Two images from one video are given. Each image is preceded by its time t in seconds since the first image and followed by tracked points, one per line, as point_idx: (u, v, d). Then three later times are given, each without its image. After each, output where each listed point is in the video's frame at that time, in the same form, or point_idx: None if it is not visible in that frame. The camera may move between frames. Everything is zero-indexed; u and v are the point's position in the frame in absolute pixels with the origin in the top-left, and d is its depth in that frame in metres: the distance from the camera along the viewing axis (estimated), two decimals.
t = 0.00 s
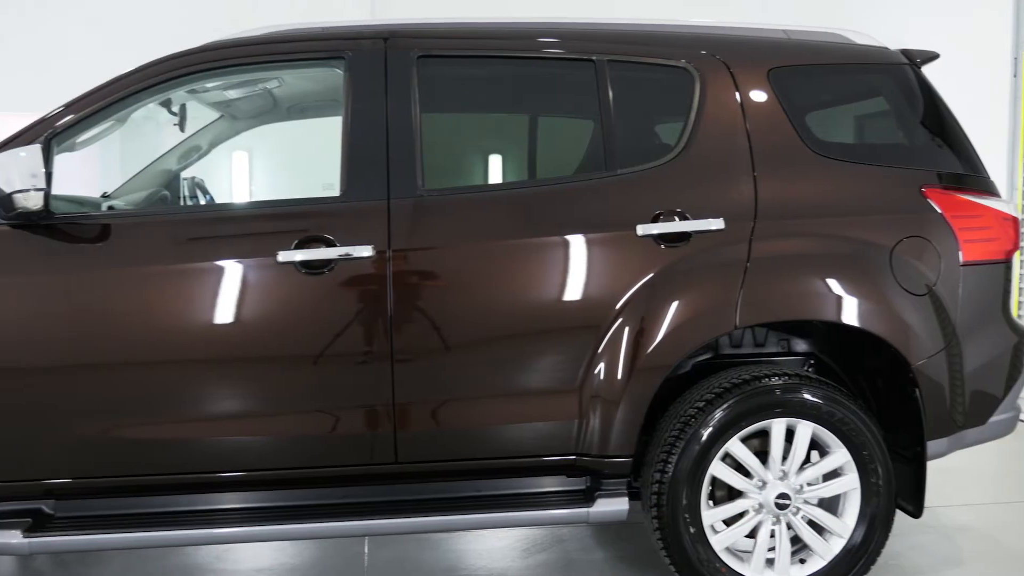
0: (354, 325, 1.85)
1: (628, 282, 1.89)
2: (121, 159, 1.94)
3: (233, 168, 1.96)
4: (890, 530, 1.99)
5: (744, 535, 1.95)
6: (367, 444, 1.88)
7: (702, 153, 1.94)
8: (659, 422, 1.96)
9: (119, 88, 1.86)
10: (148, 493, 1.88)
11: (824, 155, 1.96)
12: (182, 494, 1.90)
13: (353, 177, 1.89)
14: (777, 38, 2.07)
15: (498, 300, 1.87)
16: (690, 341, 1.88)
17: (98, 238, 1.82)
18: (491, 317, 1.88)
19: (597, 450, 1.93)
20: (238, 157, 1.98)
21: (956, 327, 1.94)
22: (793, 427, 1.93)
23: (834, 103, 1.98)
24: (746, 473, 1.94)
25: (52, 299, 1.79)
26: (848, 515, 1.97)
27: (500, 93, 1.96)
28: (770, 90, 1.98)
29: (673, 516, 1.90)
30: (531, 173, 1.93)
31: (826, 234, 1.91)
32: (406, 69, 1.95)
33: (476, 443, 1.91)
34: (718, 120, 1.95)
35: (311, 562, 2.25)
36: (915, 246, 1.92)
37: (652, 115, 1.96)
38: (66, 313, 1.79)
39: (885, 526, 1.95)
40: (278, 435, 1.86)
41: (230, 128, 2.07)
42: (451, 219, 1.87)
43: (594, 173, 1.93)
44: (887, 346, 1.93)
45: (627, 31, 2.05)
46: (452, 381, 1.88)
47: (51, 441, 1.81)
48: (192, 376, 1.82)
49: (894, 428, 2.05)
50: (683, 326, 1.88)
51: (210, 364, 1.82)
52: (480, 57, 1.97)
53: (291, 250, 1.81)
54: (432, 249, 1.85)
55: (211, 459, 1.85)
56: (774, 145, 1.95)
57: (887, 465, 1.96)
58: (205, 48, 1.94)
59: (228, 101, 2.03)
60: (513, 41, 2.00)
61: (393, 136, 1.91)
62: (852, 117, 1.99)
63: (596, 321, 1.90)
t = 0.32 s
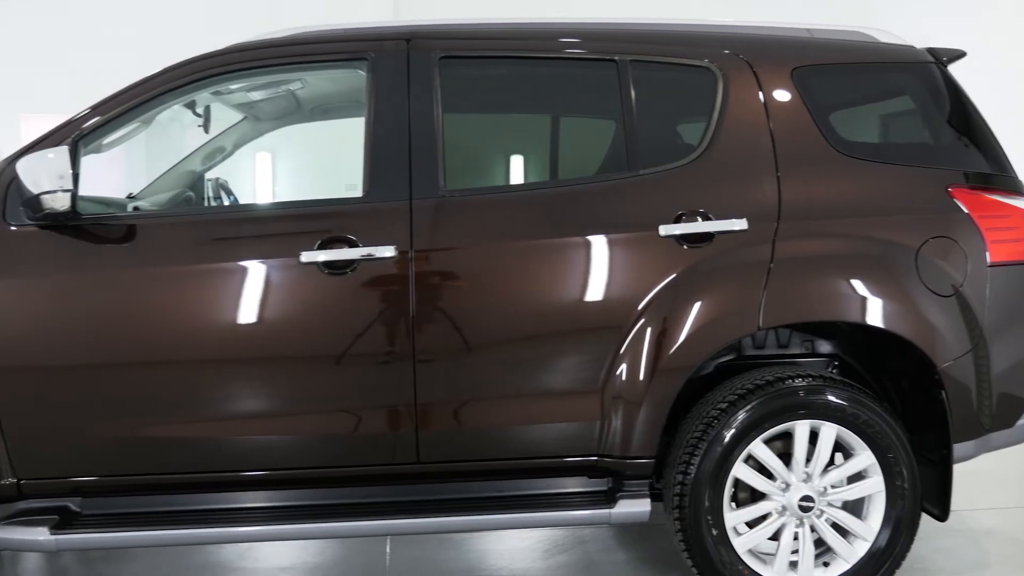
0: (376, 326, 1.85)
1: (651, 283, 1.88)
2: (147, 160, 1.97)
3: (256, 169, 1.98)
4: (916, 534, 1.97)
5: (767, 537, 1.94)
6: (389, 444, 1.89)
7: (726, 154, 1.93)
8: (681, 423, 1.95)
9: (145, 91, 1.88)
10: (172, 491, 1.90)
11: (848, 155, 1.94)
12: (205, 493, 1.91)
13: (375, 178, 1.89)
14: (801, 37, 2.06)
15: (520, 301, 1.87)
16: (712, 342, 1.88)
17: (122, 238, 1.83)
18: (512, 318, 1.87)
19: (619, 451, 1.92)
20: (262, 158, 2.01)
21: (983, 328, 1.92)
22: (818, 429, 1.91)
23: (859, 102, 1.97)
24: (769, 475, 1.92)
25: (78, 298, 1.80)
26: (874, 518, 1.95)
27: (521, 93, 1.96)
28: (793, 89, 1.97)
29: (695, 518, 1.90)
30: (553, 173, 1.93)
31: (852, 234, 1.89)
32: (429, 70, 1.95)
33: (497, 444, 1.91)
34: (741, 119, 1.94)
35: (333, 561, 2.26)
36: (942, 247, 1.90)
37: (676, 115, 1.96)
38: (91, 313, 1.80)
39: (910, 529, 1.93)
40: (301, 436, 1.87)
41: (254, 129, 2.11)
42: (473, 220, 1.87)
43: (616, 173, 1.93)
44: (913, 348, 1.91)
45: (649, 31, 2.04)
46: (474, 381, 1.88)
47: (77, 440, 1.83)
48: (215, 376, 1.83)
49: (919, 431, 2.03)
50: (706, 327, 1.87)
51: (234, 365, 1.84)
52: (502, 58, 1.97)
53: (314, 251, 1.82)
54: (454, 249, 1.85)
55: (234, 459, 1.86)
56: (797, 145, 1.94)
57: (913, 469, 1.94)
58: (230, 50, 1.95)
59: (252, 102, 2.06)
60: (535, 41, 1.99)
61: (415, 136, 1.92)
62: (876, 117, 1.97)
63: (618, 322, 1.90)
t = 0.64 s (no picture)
0: (398, 325, 1.86)
1: (673, 284, 1.87)
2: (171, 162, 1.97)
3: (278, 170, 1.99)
4: (942, 537, 1.95)
5: (790, 539, 1.93)
6: (411, 444, 1.89)
7: (748, 153, 1.92)
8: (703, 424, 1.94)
9: (170, 92, 1.90)
10: (196, 490, 1.91)
11: (873, 155, 1.93)
12: (229, 492, 1.92)
13: (397, 179, 1.90)
14: (824, 36, 2.04)
15: (542, 301, 1.87)
16: (735, 342, 1.87)
17: (148, 238, 1.84)
18: (534, 318, 1.87)
19: (641, 452, 1.91)
20: (284, 158, 2.01)
21: (1010, 329, 1.90)
22: (842, 430, 1.90)
23: (884, 102, 1.95)
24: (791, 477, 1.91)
25: (103, 298, 1.81)
26: (898, 520, 1.94)
27: (543, 94, 1.96)
28: (817, 89, 1.95)
29: (717, 519, 1.89)
30: (575, 173, 1.93)
31: (876, 234, 1.88)
32: (451, 71, 1.95)
33: (519, 444, 1.91)
34: (764, 119, 1.93)
35: (354, 560, 2.27)
36: (968, 247, 1.88)
37: (698, 115, 1.95)
38: (117, 313, 1.82)
39: (936, 532, 1.91)
40: (324, 435, 1.87)
41: (277, 130, 2.10)
42: (495, 220, 1.87)
43: (638, 173, 1.92)
44: (938, 349, 1.89)
45: (672, 31, 2.03)
46: (495, 381, 1.88)
47: (102, 439, 1.84)
48: (238, 375, 1.85)
49: (945, 434, 2.00)
50: (728, 327, 1.86)
51: (257, 364, 1.85)
52: (523, 59, 1.97)
53: (337, 252, 1.83)
54: (475, 250, 1.85)
55: (257, 458, 1.87)
56: (821, 145, 1.92)
57: (938, 472, 1.92)
58: (255, 52, 1.97)
59: (275, 104, 2.06)
60: (557, 41, 1.99)
61: (437, 137, 1.92)
62: (901, 116, 1.95)
63: (640, 322, 1.89)
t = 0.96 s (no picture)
0: (419, 325, 1.86)
1: (694, 285, 1.87)
2: (194, 162, 2.00)
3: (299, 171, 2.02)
4: (966, 540, 1.93)
5: (812, 542, 1.92)
6: (431, 444, 1.90)
7: (771, 154, 1.91)
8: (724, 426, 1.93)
9: (193, 94, 1.91)
10: (218, 488, 1.92)
11: (896, 155, 1.91)
12: (250, 491, 1.93)
13: (417, 179, 1.90)
14: (848, 35, 2.03)
15: (562, 301, 1.87)
16: (757, 343, 1.86)
17: (171, 239, 1.85)
18: (555, 319, 1.87)
19: (662, 453, 1.91)
20: (306, 159, 2.05)
21: None
22: (865, 432, 1.88)
23: (908, 101, 1.93)
24: (813, 479, 1.90)
25: (127, 298, 1.83)
26: (922, 523, 1.92)
27: (563, 94, 1.96)
28: (840, 88, 1.94)
29: (739, 522, 1.88)
30: (595, 173, 1.92)
31: (900, 235, 1.86)
32: (473, 71, 1.96)
33: (539, 444, 1.91)
34: (786, 119, 1.92)
35: (375, 560, 2.28)
36: (994, 247, 1.86)
37: (720, 115, 1.94)
38: (141, 312, 1.83)
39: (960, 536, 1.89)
40: (345, 435, 1.88)
41: (298, 131, 2.14)
42: (516, 220, 1.87)
43: (659, 173, 1.92)
44: (964, 351, 1.87)
45: (693, 30, 2.02)
46: (516, 382, 1.88)
47: (125, 437, 1.85)
48: (259, 375, 1.85)
49: (969, 436, 1.98)
50: (751, 328, 1.85)
51: (279, 364, 1.85)
52: (544, 59, 1.97)
53: (358, 252, 1.84)
54: (496, 249, 1.86)
55: (278, 457, 1.88)
56: (844, 145, 1.91)
57: (963, 474, 1.90)
58: (278, 53, 1.97)
59: (297, 105, 2.08)
60: (577, 42, 1.99)
61: (458, 137, 1.92)
62: (926, 116, 1.93)
63: (661, 323, 1.88)
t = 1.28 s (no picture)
0: (439, 325, 1.86)
1: (715, 285, 1.86)
2: (215, 163, 2.03)
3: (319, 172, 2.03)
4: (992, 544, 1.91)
5: (834, 544, 1.90)
6: (452, 444, 1.90)
7: (793, 154, 1.89)
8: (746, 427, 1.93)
9: (216, 95, 1.92)
10: (240, 487, 1.93)
11: (920, 155, 1.89)
12: (272, 490, 1.95)
13: (438, 180, 1.90)
14: (871, 33, 2.01)
15: (583, 301, 1.86)
16: (778, 344, 1.84)
17: (194, 239, 1.87)
18: (575, 319, 1.87)
19: (682, 455, 1.90)
20: (326, 160, 2.04)
21: None
22: (888, 434, 1.87)
23: (933, 100, 1.92)
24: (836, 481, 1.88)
25: (151, 298, 1.84)
26: (946, 527, 1.90)
27: (584, 94, 1.96)
28: (863, 87, 1.93)
29: (760, 523, 1.87)
30: (615, 173, 1.92)
31: (925, 235, 1.84)
32: (493, 71, 1.96)
33: (559, 445, 1.90)
34: (809, 119, 1.91)
35: (394, 559, 2.29)
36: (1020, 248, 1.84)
37: (741, 115, 1.93)
38: (165, 312, 1.84)
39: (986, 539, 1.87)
40: (366, 434, 1.89)
41: (319, 132, 2.15)
42: (536, 221, 1.87)
43: (680, 173, 1.91)
44: (990, 352, 1.85)
45: (715, 30, 2.02)
46: (536, 382, 1.88)
47: (149, 436, 1.87)
48: (280, 374, 1.86)
49: (995, 438, 1.97)
50: (773, 329, 1.84)
51: (300, 364, 1.86)
52: (564, 59, 1.97)
53: (379, 252, 1.84)
54: (516, 250, 1.85)
55: (299, 456, 1.89)
56: (867, 145, 1.89)
57: (988, 477, 1.89)
58: (300, 54, 1.99)
59: (319, 106, 2.09)
60: (598, 42, 1.98)
61: (479, 137, 1.92)
62: (950, 115, 1.91)
63: (682, 324, 1.88)
